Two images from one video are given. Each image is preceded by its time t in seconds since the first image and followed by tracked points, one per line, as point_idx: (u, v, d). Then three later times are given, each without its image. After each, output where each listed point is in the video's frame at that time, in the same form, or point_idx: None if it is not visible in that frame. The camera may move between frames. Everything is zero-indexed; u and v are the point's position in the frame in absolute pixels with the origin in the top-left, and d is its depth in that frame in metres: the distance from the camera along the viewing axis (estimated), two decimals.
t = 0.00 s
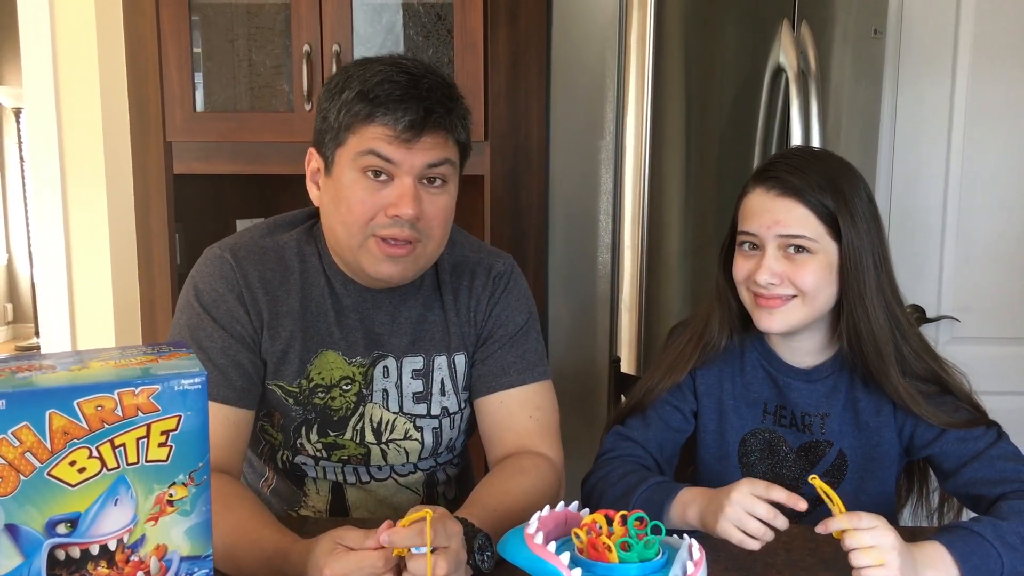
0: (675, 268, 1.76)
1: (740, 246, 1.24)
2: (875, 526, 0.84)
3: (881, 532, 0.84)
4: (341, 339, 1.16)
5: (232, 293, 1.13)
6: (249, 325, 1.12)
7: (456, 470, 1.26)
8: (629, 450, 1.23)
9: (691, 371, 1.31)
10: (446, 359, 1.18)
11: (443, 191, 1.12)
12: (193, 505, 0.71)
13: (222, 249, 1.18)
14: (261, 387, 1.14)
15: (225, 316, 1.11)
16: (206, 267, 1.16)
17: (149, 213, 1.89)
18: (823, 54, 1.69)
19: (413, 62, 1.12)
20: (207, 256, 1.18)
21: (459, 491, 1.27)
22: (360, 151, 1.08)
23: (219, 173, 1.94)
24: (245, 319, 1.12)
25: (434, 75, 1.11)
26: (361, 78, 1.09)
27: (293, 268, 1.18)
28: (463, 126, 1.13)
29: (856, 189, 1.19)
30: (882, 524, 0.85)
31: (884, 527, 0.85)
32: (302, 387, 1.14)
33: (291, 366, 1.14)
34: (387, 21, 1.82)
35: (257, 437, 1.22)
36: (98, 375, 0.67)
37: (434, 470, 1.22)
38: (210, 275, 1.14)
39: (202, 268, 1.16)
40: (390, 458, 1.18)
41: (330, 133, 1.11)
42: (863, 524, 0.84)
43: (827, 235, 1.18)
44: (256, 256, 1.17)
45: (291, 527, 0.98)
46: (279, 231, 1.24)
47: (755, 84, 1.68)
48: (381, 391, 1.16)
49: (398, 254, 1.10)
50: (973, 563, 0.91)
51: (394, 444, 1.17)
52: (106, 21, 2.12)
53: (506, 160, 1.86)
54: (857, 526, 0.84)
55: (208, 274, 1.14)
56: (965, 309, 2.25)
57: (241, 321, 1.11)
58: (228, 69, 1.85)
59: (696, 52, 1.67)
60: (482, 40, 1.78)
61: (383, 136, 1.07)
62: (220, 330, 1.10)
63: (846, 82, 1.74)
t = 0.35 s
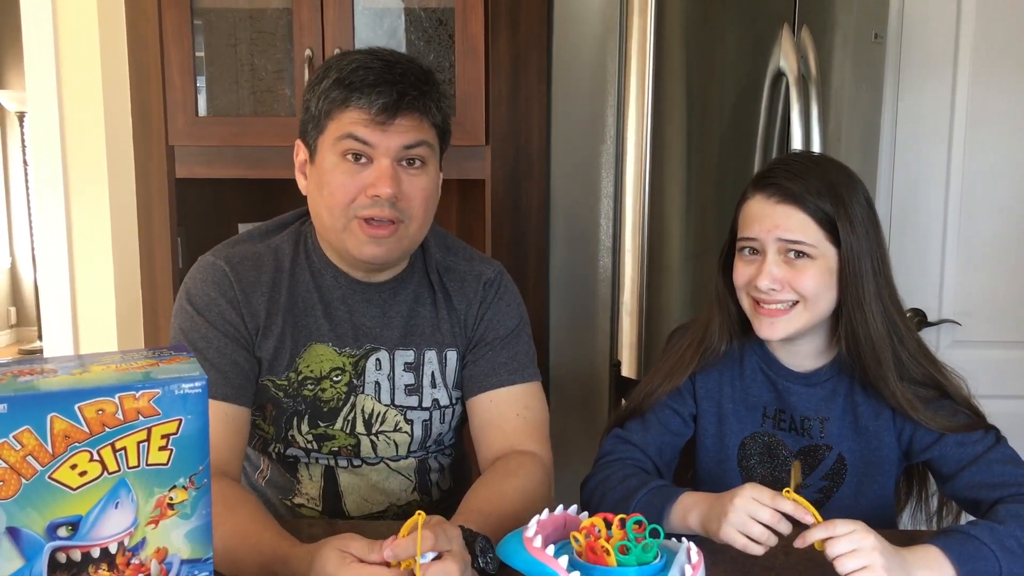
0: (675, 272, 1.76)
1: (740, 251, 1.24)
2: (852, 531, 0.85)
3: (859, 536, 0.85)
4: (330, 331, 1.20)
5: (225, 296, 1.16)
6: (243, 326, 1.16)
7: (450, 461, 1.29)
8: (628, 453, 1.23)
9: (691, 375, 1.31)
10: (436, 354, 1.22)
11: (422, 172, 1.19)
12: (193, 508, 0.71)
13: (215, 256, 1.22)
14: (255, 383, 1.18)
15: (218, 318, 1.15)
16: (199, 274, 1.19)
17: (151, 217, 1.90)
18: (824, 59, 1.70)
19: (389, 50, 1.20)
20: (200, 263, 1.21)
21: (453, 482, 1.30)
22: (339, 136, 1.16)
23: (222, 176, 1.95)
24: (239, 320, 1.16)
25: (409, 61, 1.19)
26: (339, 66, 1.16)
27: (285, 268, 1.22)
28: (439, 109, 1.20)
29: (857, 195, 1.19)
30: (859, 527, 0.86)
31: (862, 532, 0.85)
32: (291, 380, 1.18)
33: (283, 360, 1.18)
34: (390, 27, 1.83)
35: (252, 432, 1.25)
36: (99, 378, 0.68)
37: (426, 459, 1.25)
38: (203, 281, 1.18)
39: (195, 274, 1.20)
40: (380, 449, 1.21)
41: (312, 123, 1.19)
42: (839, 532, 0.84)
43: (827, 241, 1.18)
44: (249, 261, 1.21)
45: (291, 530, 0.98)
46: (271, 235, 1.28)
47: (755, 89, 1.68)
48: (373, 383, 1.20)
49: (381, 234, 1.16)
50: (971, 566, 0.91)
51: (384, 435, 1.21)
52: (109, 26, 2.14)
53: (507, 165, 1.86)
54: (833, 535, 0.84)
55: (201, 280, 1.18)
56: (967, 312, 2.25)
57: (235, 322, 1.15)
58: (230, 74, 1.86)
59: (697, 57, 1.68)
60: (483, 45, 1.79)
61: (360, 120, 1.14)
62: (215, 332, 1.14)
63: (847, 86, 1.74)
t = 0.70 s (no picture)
0: (675, 273, 1.76)
1: (738, 257, 1.24)
2: (842, 536, 0.85)
3: (850, 540, 0.85)
4: (325, 320, 1.25)
5: (222, 289, 1.21)
6: (241, 320, 1.21)
7: (443, 445, 1.36)
8: (627, 453, 1.23)
9: (691, 377, 1.31)
10: (431, 337, 1.29)
11: (410, 150, 1.26)
12: (194, 509, 0.71)
13: (214, 252, 1.26)
14: (254, 372, 1.23)
15: (216, 310, 1.19)
16: (198, 270, 1.23)
17: (151, 219, 1.91)
18: (824, 61, 1.70)
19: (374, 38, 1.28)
20: (201, 260, 1.25)
21: (447, 468, 1.37)
22: (330, 116, 1.23)
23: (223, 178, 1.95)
24: (236, 313, 1.20)
25: (394, 47, 1.27)
26: (328, 51, 1.24)
27: (280, 262, 1.27)
28: (423, 90, 1.28)
29: (853, 202, 1.19)
30: (850, 532, 0.86)
31: (852, 536, 0.86)
32: (289, 365, 1.23)
33: (280, 347, 1.23)
34: (391, 28, 1.84)
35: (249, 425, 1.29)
36: (100, 380, 0.68)
37: (421, 442, 1.32)
38: (202, 275, 1.22)
39: (194, 269, 1.24)
40: (377, 431, 1.28)
41: (305, 107, 1.26)
42: (829, 538, 0.85)
43: (823, 247, 1.18)
44: (245, 257, 1.25)
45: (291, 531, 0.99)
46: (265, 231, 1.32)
47: (755, 91, 1.68)
48: (369, 366, 1.26)
49: (375, 207, 1.22)
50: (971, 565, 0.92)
51: (381, 417, 1.27)
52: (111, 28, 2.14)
53: (507, 166, 1.87)
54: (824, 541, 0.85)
55: (200, 275, 1.22)
56: (967, 313, 2.25)
57: (231, 314, 1.20)
58: (231, 75, 1.87)
59: (697, 59, 1.68)
60: (484, 49, 1.81)
61: (350, 98, 1.22)
62: (213, 325, 1.18)
63: (847, 87, 1.75)
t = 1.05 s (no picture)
0: (671, 271, 1.77)
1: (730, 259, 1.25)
2: (838, 532, 0.86)
3: (847, 536, 0.85)
4: (308, 317, 1.27)
5: (194, 288, 1.21)
6: (213, 318, 1.20)
7: (433, 435, 1.39)
8: (624, 450, 1.24)
9: (687, 375, 1.32)
10: (416, 322, 1.35)
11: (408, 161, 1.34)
12: (190, 508, 0.71)
13: (181, 250, 1.26)
14: (236, 371, 1.23)
15: (187, 309, 1.19)
16: (166, 268, 1.23)
17: (147, 219, 1.91)
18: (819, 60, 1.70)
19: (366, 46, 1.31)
20: (167, 258, 1.25)
21: (439, 454, 1.40)
22: (353, 128, 1.25)
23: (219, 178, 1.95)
24: (209, 312, 1.20)
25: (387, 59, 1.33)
26: (339, 59, 1.25)
27: (251, 261, 1.27)
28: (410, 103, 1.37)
29: (843, 201, 1.19)
30: (847, 528, 0.87)
31: (847, 533, 0.86)
32: (277, 364, 1.25)
33: (265, 349, 1.24)
34: (386, 27, 1.84)
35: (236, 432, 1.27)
36: (96, 379, 0.68)
37: (412, 430, 1.35)
38: (169, 274, 1.22)
39: (161, 268, 1.23)
40: (371, 420, 1.30)
41: (312, 112, 1.25)
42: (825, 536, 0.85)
43: (814, 246, 1.18)
44: (215, 254, 1.26)
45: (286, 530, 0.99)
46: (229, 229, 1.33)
47: (750, 90, 1.69)
48: (357, 357, 1.29)
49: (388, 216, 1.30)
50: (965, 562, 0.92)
51: (374, 404, 1.30)
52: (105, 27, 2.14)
53: (503, 165, 1.90)
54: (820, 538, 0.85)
55: (167, 273, 1.22)
56: (962, 312, 2.26)
57: (204, 313, 1.19)
58: (226, 75, 1.86)
59: (693, 58, 1.68)
60: (479, 45, 1.82)
61: (375, 111, 1.26)
62: (185, 323, 1.17)
63: (842, 86, 1.76)
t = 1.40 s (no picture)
0: (662, 269, 1.77)
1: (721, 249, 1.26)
2: (833, 526, 0.87)
3: (841, 531, 0.86)
4: (279, 322, 1.27)
5: (158, 287, 1.21)
6: (178, 316, 1.20)
7: (408, 436, 1.40)
8: (619, 447, 1.24)
9: (678, 368, 1.32)
10: (387, 327, 1.35)
11: (372, 174, 1.32)
12: (182, 506, 0.71)
13: (143, 250, 1.26)
14: (207, 372, 1.22)
15: (152, 308, 1.18)
16: (128, 268, 1.23)
17: (138, 218, 1.91)
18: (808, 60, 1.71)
19: (332, 54, 1.27)
20: (128, 258, 1.25)
21: (416, 454, 1.41)
22: (313, 144, 1.22)
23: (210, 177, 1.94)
24: (174, 312, 1.20)
25: (353, 65, 1.29)
26: (301, 70, 1.21)
27: (216, 261, 1.28)
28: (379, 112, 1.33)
29: (834, 190, 1.20)
30: (841, 523, 0.87)
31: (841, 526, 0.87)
32: (250, 368, 1.24)
33: (235, 351, 1.24)
34: (378, 25, 1.83)
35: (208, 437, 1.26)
36: (87, 377, 0.68)
37: (386, 435, 1.35)
38: (130, 274, 1.22)
39: (122, 269, 1.23)
40: (345, 425, 1.30)
41: (273, 125, 1.22)
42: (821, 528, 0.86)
43: (805, 234, 1.19)
44: (177, 254, 1.26)
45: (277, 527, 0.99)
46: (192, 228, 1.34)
47: (740, 89, 1.70)
48: (329, 362, 1.29)
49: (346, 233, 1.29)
50: (952, 555, 0.93)
51: (347, 410, 1.30)
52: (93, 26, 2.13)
53: (495, 164, 1.90)
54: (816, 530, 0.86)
55: (127, 273, 1.22)
56: (951, 310, 2.28)
57: (168, 312, 1.19)
58: (216, 74, 1.86)
59: (683, 57, 1.69)
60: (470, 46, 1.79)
61: (336, 127, 1.22)
62: (150, 321, 1.17)
63: (832, 86, 1.76)
